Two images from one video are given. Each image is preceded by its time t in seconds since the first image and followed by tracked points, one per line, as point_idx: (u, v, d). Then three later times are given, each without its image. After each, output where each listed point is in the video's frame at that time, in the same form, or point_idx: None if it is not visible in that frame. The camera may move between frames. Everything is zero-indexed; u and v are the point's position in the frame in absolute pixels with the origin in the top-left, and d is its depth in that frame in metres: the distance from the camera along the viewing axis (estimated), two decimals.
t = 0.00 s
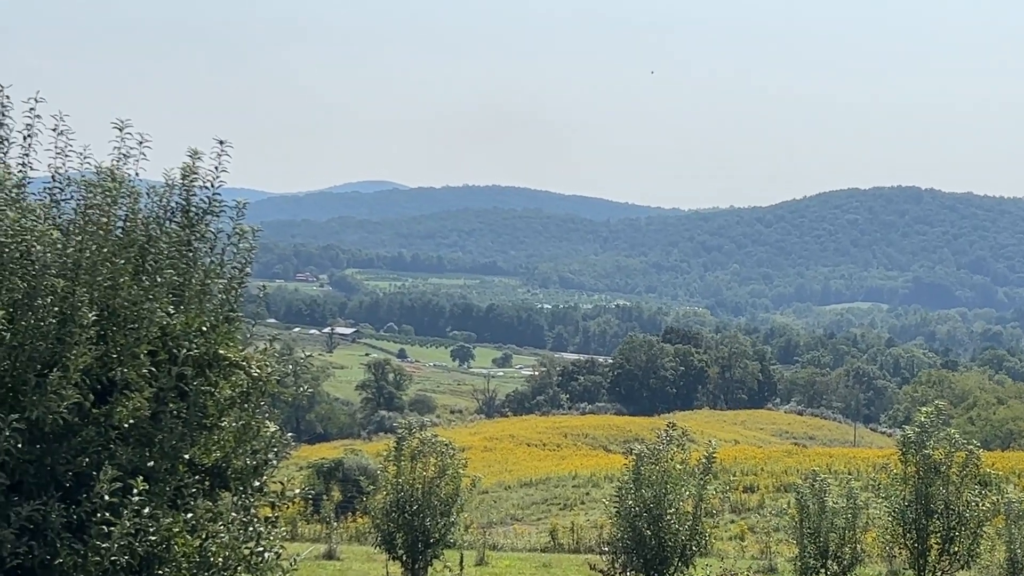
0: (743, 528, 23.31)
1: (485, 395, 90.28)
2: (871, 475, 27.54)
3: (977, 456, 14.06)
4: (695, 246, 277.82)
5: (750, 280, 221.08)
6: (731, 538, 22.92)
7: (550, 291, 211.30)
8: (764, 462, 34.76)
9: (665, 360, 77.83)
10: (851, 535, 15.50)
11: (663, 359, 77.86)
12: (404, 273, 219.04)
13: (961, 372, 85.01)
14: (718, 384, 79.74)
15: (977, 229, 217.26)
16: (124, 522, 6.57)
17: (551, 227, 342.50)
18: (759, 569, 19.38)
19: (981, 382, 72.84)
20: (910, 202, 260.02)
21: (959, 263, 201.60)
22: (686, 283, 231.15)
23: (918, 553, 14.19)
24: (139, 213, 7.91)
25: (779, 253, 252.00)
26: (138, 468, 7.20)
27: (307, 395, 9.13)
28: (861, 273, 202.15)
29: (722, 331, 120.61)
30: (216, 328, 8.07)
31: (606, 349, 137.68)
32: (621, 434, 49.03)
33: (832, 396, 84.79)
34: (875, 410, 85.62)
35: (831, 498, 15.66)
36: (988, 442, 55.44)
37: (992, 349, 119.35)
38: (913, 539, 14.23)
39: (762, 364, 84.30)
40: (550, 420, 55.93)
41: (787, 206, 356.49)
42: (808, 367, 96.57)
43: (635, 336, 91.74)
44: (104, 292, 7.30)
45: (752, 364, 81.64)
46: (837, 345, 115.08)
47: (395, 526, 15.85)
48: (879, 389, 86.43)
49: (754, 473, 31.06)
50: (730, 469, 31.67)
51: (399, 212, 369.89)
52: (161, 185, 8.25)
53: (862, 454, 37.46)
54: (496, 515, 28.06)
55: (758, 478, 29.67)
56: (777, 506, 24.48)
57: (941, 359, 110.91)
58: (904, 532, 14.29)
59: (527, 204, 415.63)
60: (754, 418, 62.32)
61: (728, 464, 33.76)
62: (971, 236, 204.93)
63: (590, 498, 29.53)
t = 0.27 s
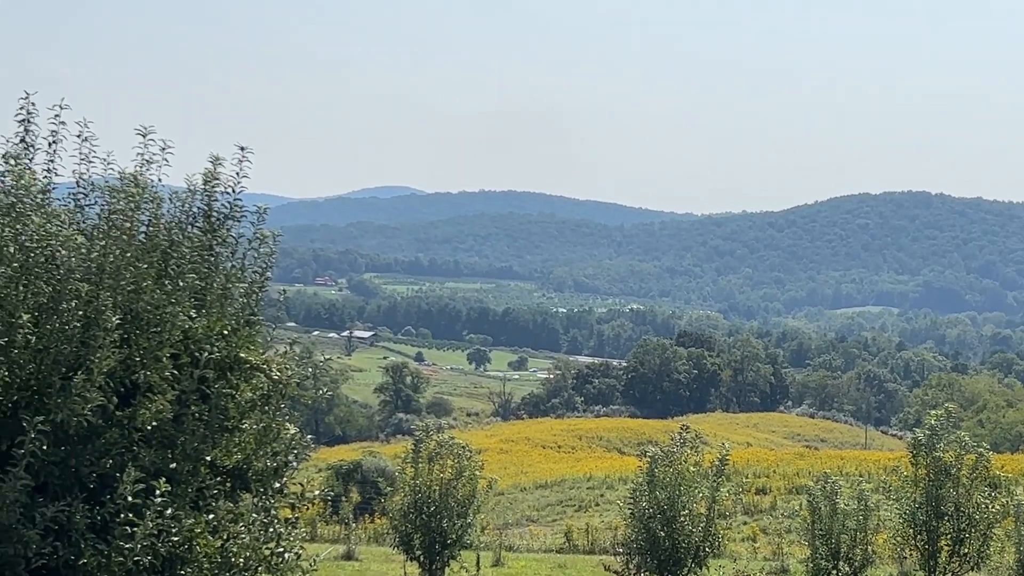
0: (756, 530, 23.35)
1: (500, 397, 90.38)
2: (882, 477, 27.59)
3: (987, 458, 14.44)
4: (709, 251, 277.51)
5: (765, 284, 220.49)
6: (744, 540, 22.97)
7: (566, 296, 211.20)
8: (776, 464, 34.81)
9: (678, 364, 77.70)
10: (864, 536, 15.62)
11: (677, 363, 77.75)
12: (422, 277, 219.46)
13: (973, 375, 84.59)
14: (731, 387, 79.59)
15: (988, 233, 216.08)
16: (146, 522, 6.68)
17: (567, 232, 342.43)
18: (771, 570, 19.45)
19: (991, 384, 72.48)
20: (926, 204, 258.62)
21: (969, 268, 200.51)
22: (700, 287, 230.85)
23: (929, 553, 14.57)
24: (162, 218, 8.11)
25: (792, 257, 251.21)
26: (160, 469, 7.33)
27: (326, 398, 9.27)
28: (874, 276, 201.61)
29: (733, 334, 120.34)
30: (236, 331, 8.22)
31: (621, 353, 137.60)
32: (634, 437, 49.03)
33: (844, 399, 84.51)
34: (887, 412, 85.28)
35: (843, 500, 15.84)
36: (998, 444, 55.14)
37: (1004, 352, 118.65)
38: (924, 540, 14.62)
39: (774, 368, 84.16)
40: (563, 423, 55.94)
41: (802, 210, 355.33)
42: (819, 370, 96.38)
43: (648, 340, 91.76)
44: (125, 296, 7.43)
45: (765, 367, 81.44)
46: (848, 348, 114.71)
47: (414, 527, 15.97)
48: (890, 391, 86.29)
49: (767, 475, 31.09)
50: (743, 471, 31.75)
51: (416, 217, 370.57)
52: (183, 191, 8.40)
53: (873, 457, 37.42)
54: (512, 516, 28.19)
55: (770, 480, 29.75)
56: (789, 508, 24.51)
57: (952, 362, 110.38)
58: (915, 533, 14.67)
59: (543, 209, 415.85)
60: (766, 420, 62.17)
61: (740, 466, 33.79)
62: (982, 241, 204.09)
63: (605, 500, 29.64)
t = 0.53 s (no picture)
0: (768, 528, 23.41)
1: (516, 397, 90.54)
2: (894, 475, 27.59)
3: (996, 457, 14.44)
4: (722, 253, 277.37)
5: (777, 285, 220.25)
6: (756, 537, 23.04)
7: (581, 297, 211.24)
8: (788, 462, 34.84)
9: (691, 364, 77.65)
10: (875, 534, 15.72)
11: (690, 362, 77.70)
12: (439, 280, 220.07)
13: (984, 375, 84.24)
14: (743, 386, 79.51)
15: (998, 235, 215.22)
16: (168, 521, 6.80)
17: (581, 234, 342.55)
18: (784, 568, 19.45)
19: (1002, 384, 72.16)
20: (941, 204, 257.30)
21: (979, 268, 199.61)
22: (712, 289, 230.71)
23: (939, 550, 14.63)
24: (184, 221, 8.23)
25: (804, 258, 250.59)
26: (183, 467, 7.48)
27: (345, 398, 9.41)
28: (884, 277, 201.18)
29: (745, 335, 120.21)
30: (258, 332, 8.37)
31: (635, 354, 137.60)
32: (648, 435, 49.07)
33: (855, 399, 84.26)
34: (897, 412, 85.01)
35: (854, 498, 15.93)
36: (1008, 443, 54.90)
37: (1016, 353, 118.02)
38: (934, 537, 14.66)
39: (786, 368, 84.05)
40: (576, 422, 56.02)
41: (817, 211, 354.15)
42: (830, 370, 96.20)
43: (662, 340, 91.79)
44: (149, 296, 7.57)
45: (777, 367, 81.37)
46: (859, 349, 114.44)
47: (431, 524, 16.16)
48: (900, 391, 86.06)
49: (778, 474, 31.13)
50: (755, 469, 31.75)
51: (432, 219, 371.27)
52: (204, 194, 8.52)
53: (884, 456, 37.38)
54: (528, 514, 28.30)
55: (783, 478, 29.75)
56: (801, 505, 24.54)
57: (963, 362, 109.97)
58: (926, 531, 14.70)
59: (557, 212, 416.01)
60: (778, 420, 62.06)
61: (753, 464, 33.84)
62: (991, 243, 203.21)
63: (619, 497, 29.74)
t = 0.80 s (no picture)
0: (781, 528, 23.42)
1: (532, 398, 90.59)
2: (908, 476, 27.53)
3: (1008, 457, 14.44)
4: (735, 256, 276.93)
5: (789, 288, 219.88)
6: (770, 537, 23.04)
7: (596, 299, 211.15)
8: (801, 462, 34.77)
9: (705, 365, 77.48)
10: (888, 534, 15.77)
11: (704, 364, 77.56)
12: (455, 283, 220.36)
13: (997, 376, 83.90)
14: (757, 388, 79.43)
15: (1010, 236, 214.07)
16: (188, 521, 6.90)
17: (596, 237, 342.40)
18: (798, 567, 19.46)
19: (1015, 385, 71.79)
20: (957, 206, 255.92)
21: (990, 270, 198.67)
22: (726, 291, 230.34)
23: (952, 549, 14.71)
24: (205, 224, 8.32)
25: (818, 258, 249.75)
26: (203, 467, 7.59)
27: (364, 398, 9.53)
28: (898, 280, 200.34)
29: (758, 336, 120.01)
30: (277, 334, 8.47)
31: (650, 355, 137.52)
32: (664, 436, 49.06)
33: (867, 400, 83.99)
34: (910, 413, 84.69)
35: (867, 497, 15.99)
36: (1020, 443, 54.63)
37: None
38: (947, 537, 14.72)
39: (800, 369, 83.88)
40: (592, 423, 55.97)
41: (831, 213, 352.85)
42: (843, 371, 95.99)
43: (676, 342, 91.74)
44: (170, 299, 7.66)
45: (791, 367, 81.24)
46: (871, 351, 114.16)
47: (446, 524, 16.30)
48: (913, 392, 85.71)
49: (793, 474, 31.08)
50: (769, 470, 31.74)
51: (447, 223, 371.90)
52: (225, 197, 8.63)
53: (898, 456, 37.27)
54: (544, 514, 28.37)
55: (796, 479, 29.72)
56: (815, 505, 24.55)
57: (976, 364, 109.51)
58: (938, 531, 14.76)
59: (571, 215, 416.05)
60: (792, 420, 61.90)
61: (767, 465, 33.79)
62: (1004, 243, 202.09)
63: (634, 497, 29.78)
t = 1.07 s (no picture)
0: (796, 527, 23.44)
1: (547, 399, 90.68)
2: (921, 476, 27.50)
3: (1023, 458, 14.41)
4: (750, 257, 276.39)
5: (803, 290, 219.21)
6: (784, 537, 23.06)
7: (612, 301, 210.93)
8: (816, 463, 34.71)
9: (720, 366, 77.35)
10: (901, 535, 15.78)
11: (718, 365, 77.48)
12: (471, 285, 220.58)
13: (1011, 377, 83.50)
14: (771, 389, 79.33)
15: None
16: (208, 519, 6.99)
17: (611, 239, 342.13)
18: (812, 567, 19.43)
19: None
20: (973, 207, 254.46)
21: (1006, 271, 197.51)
22: (742, 292, 229.85)
23: (965, 550, 14.69)
24: (224, 227, 8.40)
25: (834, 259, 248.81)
26: (223, 467, 7.71)
27: (380, 400, 9.63)
28: (913, 281, 199.54)
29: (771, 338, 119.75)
30: (295, 336, 8.59)
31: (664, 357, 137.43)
32: (678, 437, 49.08)
33: (881, 401, 83.72)
34: (923, 414, 84.43)
35: (881, 498, 15.98)
36: None
37: None
38: (961, 537, 14.71)
39: (813, 371, 83.75)
40: (606, 424, 55.96)
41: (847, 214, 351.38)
42: (856, 372, 95.73)
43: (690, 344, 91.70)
44: (189, 302, 7.76)
45: (804, 369, 81.13)
46: (885, 352, 113.74)
47: (463, 524, 16.38)
48: (927, 393, 85.38)
49: (806, 474, 31.06)
50: (782, 469, 31.74)
51: (463, 226, 372.39)
52: (244, 202, 8.74)
53: (912, 457, 37.16)
54: (559, 513, 28.46)
55: (810, 479, 29.71)
56: (829, 506, 24.54)
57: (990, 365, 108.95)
58: (952, 532, 14.75)
59: (586, 217, 415.87)
60: (806, 421, 61.76)
61: (781, 465, 33.75)
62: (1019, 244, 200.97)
63: (648, 498, 29.79)
